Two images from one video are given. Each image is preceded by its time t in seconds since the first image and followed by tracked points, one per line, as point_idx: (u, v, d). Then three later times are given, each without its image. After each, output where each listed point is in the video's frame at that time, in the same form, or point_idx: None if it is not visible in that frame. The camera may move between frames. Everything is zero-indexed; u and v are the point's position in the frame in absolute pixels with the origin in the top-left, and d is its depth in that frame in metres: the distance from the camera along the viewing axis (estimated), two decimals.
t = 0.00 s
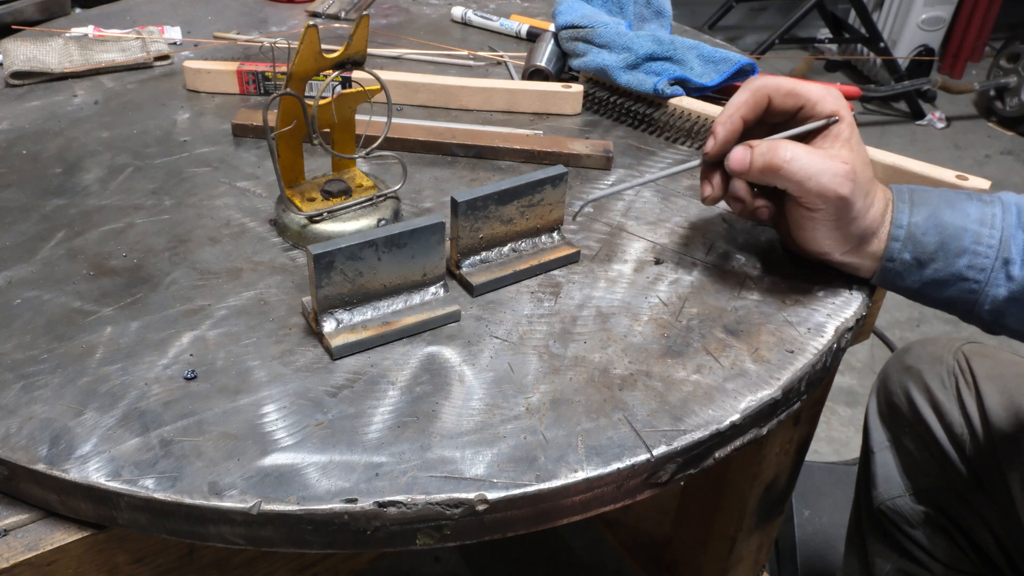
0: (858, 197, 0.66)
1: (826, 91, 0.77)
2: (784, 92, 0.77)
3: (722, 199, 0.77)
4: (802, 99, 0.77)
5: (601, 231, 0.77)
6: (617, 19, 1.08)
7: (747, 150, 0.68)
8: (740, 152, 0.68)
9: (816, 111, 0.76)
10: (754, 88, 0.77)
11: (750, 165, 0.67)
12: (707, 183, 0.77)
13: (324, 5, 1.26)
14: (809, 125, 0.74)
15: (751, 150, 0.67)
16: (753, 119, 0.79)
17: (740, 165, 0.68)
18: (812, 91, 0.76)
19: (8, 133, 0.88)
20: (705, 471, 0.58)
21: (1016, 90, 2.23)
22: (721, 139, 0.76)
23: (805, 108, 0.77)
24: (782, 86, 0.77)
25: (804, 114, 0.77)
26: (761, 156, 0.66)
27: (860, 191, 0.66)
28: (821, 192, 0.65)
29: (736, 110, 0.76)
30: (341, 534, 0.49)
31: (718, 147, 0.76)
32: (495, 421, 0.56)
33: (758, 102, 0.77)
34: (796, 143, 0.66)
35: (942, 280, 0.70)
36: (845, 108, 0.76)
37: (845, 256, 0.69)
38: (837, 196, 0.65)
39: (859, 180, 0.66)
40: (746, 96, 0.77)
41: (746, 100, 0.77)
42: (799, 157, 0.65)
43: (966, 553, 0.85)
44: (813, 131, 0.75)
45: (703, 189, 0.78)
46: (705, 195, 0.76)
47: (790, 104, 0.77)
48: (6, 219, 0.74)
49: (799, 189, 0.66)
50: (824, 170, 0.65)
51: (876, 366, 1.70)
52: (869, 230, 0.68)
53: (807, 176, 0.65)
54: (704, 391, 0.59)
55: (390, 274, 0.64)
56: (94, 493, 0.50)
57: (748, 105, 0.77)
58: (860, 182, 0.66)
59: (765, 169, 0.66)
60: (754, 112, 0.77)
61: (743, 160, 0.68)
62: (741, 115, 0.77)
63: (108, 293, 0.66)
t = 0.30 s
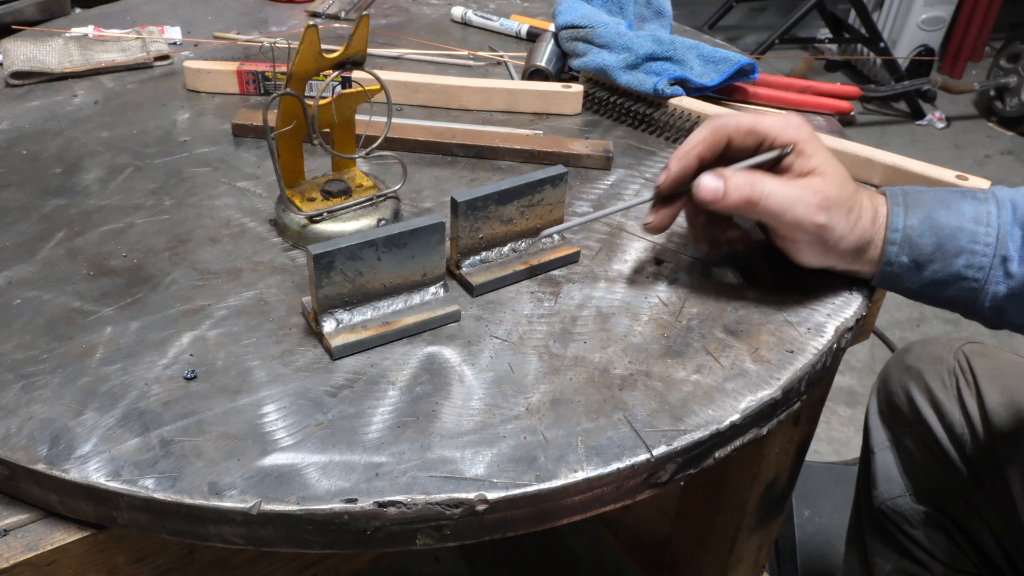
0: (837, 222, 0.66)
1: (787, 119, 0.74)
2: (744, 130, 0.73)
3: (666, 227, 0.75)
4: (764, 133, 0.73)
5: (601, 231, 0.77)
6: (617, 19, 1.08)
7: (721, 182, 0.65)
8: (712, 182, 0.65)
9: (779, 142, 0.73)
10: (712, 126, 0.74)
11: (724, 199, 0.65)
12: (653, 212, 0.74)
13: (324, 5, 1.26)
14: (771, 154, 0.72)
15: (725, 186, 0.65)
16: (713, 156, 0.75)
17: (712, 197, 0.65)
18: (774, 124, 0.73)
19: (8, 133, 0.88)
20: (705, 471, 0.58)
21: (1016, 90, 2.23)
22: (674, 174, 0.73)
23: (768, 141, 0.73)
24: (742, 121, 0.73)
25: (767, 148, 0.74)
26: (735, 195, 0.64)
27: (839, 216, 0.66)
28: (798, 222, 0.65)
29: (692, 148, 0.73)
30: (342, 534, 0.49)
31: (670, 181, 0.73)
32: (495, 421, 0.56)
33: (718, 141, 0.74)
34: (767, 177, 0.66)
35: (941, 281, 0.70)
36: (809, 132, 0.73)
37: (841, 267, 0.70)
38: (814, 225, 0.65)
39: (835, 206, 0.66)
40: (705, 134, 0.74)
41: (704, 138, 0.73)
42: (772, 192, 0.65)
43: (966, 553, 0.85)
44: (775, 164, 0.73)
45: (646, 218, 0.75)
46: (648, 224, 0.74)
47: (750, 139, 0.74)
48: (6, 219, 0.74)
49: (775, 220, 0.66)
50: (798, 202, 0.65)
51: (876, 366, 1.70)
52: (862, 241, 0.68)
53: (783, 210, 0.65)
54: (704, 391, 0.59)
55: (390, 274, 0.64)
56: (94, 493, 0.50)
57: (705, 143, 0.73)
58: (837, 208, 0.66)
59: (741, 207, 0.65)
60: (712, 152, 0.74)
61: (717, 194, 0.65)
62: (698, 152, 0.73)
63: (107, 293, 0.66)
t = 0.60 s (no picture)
0: (815, 249, 0.65)
1: (761, 149, 0.71)
2: (718, 165, 0.71)
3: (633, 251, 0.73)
4: (738, 166, 0.71)
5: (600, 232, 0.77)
6: (617, 19, 1.08)
7: (695, 217, 0.64)
8: (686, 216, 0.64)
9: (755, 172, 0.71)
10: (685, 160, 0.71)
11: (699, 233, 0.64)
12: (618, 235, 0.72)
13: (324, 5, 1.26)
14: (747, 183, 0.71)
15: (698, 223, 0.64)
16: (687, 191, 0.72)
17: (686, 230, 0.64)
18: (747, 156, 0.71)
19: (9, 133, 0.88)
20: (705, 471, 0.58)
21: (1016, 90, 2.23)
22: (646, 205, 0.70)
23: (743, 173, 0.71)
24: (715, 154, 0.71)
25: (743, 179, 0.71)
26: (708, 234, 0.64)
27: (817, 241, 0.66)
28: (772, 254, 0.65)
29: (665, 181, 0.70)
30: (342, 534, 0.49)
31: (642, 210, 0.70)
32: (495, 421, 0.56)
33: (692, 176, 0.71)
34: (739, 212, 0.65)
35: (939, 286, 0.70)
36: (785, 157, 0.71)
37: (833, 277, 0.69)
38: (791, 255, 0.65)
39: (812, 234, 0.65)
40: (680, 168, 0.71)
41: (677, 173, 0.71)
42: (745, 228, 0.64)
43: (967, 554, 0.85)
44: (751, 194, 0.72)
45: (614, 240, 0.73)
46: (615, 246, 0.72)
47: (725, 172, 0.71)
48: (6, 219, 0.74)
49: (752, 253, 0.65)
50: (772, 234, 0.64)
51: (876, 366, 1.70)
52: (847, 257, 0.68)
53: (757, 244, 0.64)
54: (704, 391, 0.59)
55: (390, 274, 0.64)
56: (94, 493, 0.50)
57: (679, 177, 0.71)
58: (814, 235, 0.65)
59: (716, 242, 0.65)
60: (688, 184, 0.72)
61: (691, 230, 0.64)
62: (670, 187, 0.71)
63: (108, 293, 0.66)
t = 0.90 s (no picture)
0: (828, 243, 0.66)
1: (786, 134, 0.71)
2: (741, 149, 0.71)
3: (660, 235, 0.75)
4: (761, 151, 0.71)
5: (601, 232, 0.77)
6: (617, 19, 1.08)
7: (714, 199, 0.66)
8: (705, 198, 0.66)
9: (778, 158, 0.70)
10: (709, 144, 0.72)
11: (715, 215, 0.65)
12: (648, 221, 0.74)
13: (324, 5, 1.26)
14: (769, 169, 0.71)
15: (717, 205, 0.65)
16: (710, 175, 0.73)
17: (704, 212, 0.66)
18: (771, 141, 0.71)
19: (9, 133, 0.88)
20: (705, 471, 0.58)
21: (1016, 90, 2.23)
22: (668, 188, 0.71)
23: (766, 159, 0.71)
24: (740, 138, 0.71)
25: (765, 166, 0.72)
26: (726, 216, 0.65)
27: (831, 236, 0.66)
28: (786, 245, 0.66)
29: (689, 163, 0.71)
30: (342, 534, 0.49)
31: (664, 192, 0.71)
32: (495, 421, 0.56)
33: (714, 160, 0.72)
34: (760, 198, 0.66)
35: (940, 287, 0.70)
36: (809, 147, 0.71)
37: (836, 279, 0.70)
38: (805, 247, 0.66)
39: (828, 227, 0.66)
40: (701, 152, 0.72)
41: (700, 157, 0.71)
42: (763, 215, 0.65)
43: (967, 554, 0.85)
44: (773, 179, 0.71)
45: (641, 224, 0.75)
46: (641, 232, 0.74)
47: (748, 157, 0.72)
48: (6, 219, 0.74)
49: (766, 242, 0.66)
50: (789, 224, 0.65)
51: (876, 366, 1.70)
52: (855, 257, 0.68)
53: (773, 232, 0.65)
54: (704, 391, 0.59)
55: (390, 274, 0.64)
56: (94, 493, 0.50)
57: (702, 161, 0.71)
58: (829, 229, 0.66)
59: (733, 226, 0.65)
60: (711, 167, 0.72)
61: (708, 211, 0.66)
62: (693, 170, 0.72)
63: (108, 293, 0.66)
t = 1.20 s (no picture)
0: (844, 216, 0.65)
1: (812, 102, 0.74)
2: (769, 109, 0.75)
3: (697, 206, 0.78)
4: (789, 114, 0.74)
5: (601, 231, 0.77)
6: (617, 19, 1.08)
7: (731, 165, 0.67)
8: (723, 165, 0.67)
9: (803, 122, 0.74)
10: (737, 105, 0.76)
11: (734, 181, 0.66)
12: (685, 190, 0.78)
13: (324, 5, 1.26)
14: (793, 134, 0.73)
15: (737, 168, 0.66)
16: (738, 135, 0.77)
17: (723, 181, 0.67)
18: (797, 106, 0.74)
19: (9, 133, 0.88)
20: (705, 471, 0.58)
21: (1016, 89, 2.23)
22: (698, 151, 0.76)
23: (792, 123, 0.74)
24: (768, 101, 0.75)
25: (791, 129, 0.75)
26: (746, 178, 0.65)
27: (847, 209, 0.66)
28: (805, 212, 0.65)
29: (719, 123, 0.76)
30: (341, 534, 0.49)
31: (694, 157, 0.76)
32: (495, 421, 0.56)
33: (742, 120, 0.76)
34: (780, 163, 0.66)
35: (942, 283, 0.70)
36: (833, 119, 0.74)
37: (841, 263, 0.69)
38: (822, 216, 0.65)
39: (845, 198, 0.66)
40: (731, 112, 0.76)
41: (728, 117, 0.76)
42: (784, 178, 0.64)
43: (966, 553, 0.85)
44: (799, 144, 0.74)
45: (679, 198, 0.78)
46: (681, 203, 0.77)
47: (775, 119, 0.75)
48: (7, 218, 0.74)
49: (784, 208, 0.66)
50: (808, 190, 0.65)
51: (876, 366, 1.71)
52: (864, 241, 0.68)
53: (792, 197, 0.64)
54: (704, 391, 0.59)
55: (390, 274, 0.64)
56: (93, 493, 0.50)
57: (731, 121, 0.76)
58: (846, 200, 0.66)
59: (750, 190, 0.65)
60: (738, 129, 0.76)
61: (727, 176, 0.66)
62: (721, 131, 0.76)
63: (108, 293, 0.66)
